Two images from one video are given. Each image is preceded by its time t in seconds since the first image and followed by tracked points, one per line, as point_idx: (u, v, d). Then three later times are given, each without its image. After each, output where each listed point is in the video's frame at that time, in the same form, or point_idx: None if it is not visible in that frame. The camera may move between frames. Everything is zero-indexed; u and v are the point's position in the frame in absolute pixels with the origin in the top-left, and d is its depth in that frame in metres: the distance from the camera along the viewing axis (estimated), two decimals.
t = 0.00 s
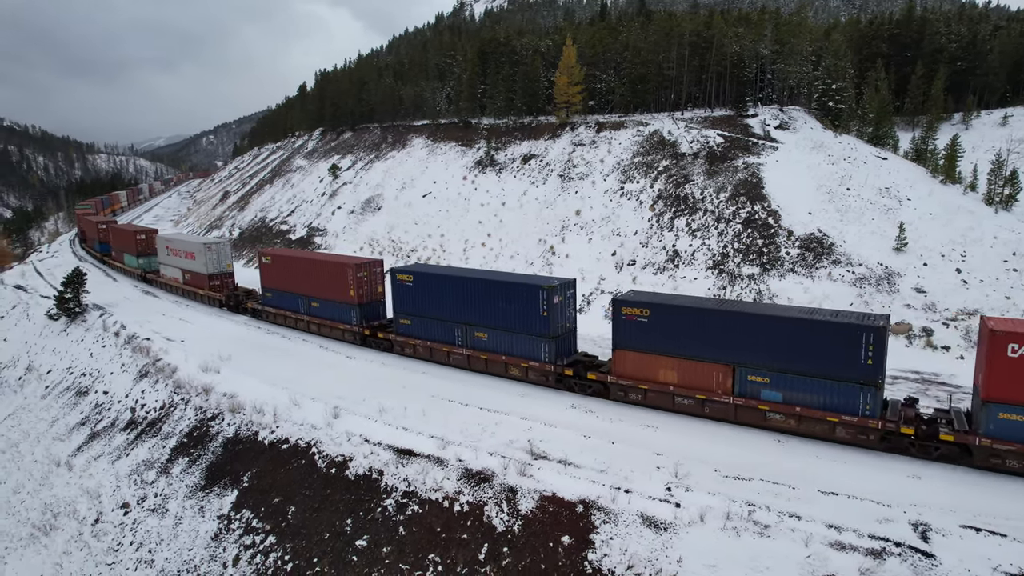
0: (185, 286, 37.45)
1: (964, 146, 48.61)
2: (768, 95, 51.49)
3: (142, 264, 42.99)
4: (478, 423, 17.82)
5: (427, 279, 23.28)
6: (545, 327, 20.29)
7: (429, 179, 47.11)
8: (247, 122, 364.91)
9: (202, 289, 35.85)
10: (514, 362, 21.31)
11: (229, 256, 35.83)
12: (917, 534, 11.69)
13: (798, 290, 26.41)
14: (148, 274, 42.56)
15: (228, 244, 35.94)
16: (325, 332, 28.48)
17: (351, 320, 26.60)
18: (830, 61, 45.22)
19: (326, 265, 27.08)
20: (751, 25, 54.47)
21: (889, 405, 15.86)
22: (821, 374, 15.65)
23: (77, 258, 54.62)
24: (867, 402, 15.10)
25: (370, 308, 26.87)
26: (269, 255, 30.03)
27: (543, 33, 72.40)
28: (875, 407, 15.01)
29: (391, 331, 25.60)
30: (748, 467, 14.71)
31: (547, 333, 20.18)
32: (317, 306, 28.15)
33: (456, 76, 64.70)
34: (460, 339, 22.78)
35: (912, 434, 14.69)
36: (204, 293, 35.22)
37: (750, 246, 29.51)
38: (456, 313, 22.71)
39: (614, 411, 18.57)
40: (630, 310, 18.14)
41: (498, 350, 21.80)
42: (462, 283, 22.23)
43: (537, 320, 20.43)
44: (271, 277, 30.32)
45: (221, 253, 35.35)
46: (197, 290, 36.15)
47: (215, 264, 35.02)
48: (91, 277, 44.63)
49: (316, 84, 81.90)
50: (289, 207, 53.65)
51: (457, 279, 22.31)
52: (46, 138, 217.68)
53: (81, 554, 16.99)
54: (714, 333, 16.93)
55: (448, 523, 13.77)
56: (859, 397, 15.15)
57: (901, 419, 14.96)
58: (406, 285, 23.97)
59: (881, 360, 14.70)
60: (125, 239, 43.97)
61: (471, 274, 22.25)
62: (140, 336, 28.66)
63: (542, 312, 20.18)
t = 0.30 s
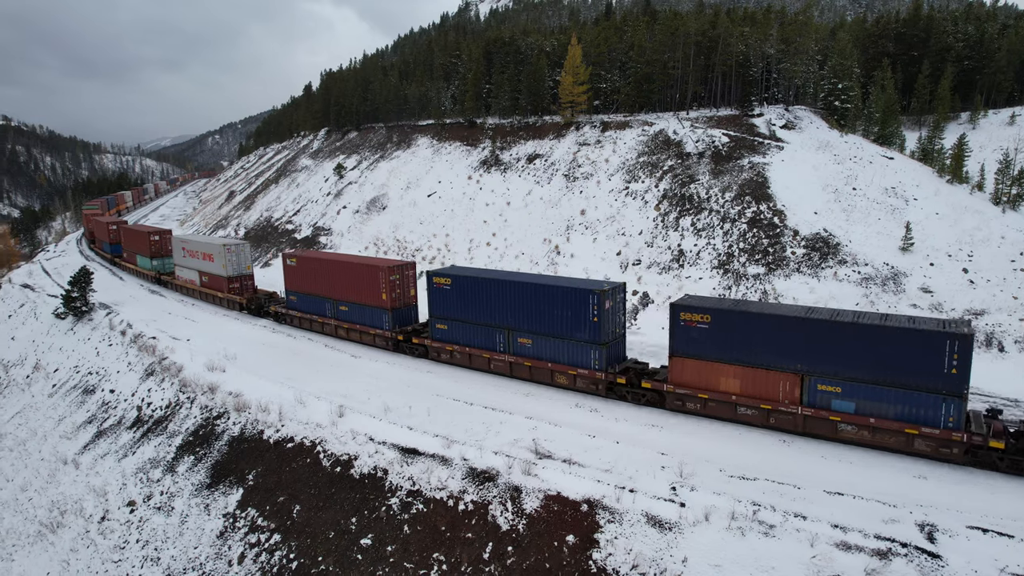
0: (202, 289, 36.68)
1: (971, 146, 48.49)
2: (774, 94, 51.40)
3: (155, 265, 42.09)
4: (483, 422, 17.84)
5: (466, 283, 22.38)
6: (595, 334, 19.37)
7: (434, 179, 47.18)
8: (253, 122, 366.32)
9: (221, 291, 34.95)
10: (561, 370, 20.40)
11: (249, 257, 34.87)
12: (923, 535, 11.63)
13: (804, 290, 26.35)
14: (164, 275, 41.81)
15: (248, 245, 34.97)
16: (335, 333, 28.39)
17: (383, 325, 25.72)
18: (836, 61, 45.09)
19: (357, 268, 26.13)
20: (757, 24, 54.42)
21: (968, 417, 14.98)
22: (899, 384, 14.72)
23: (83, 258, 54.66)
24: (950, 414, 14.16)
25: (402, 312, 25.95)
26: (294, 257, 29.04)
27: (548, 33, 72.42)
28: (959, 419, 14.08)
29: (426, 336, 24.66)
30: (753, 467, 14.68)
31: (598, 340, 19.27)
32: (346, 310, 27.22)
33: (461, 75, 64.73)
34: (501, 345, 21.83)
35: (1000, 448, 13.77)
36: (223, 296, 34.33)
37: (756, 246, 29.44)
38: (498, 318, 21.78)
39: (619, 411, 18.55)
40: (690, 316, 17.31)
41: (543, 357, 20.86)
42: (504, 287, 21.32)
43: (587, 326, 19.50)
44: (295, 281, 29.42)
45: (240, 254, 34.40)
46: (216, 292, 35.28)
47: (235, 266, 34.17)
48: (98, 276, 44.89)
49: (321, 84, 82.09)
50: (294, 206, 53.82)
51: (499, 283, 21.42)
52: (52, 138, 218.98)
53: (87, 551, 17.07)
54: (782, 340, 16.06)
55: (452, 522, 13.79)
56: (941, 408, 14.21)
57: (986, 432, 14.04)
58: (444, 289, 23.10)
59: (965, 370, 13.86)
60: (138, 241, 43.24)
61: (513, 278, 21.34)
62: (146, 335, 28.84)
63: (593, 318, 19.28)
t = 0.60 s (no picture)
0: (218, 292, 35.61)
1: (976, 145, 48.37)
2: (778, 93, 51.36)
3: (167, 267, 41.01)
4: (486, 421, 17.83)
5: (507, 286, 21.34)
6: (648, 341, 18.24)
7: (437, 178, 47.23)
8: (257, 123, 366.99)
9: (238, 294, 33.95)
10: (610, 378, 19.27)
11: (268, 259, 33.83)
12: (928, 535, 11.57)
13: (807, 290, 26.30)
14: (177, 278, 40.71)
15: (267, 247, 33.95)
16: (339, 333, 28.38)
17: (415, 329, 24.62)
18: (840, 60, 44.96)
19: (388, 270, 25.06)
20: (761, 24, 54.36)
21: None
22: (985, 395, 13.80)
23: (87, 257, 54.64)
24: None
25: (435, 316, 24.81)
26: (319, 260, 27.98)
27: (550, 32, 72.40)
28: None
29: (462, 342, 23.59)
30: (757, 467, 14.64)
31: (652, 347, 18.12)
32: (375, 315, 26.13)
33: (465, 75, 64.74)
34: (545, 351, 20.74)
35: None
36: (240, 299, 33.33)
37: (759, 245, 29.37)
38: (541, 323, 20.71)
39: (623, 410, 18.51)
40: (753, 322, 16.26)
41: (590, 365, 19.73)
42: (548, 291, 20.25)
43: (640, 332, 18.37)
44: (320, 284, 28.41)
45: (260, 256, 33.38)
46: (233, 295, 34.29)
47: (254, 268, 33.11)
48: (102, 276, 45.06)
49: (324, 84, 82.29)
50: (298, 206, 53.90)
51: (543, 286, 20.36)
52: (57, 138, 219.74)
53: (92, 549, 17.14)
54: (860, 348, 14.99)
55: (455, 521, 13.79)
56: None
57: None
58: (483, 292, 22.11)
59: None
60: (150, 243, 42.22)
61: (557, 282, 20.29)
62: (151, 334, 28.97)
63: (646, 324, 18.13)
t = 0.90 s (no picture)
0: (233, 296, 34.36)
1: (977, 144, 48.38)
2: (780, 93, 51.67)
3: (178, 269, 40.01)
4: (487, 421, 17.83)
5: (551, 290, 20.31)
6: (705, 348, 17.32)
7: (439, 178, 47.22)
8: (259, 123, 367.47)
9: (255, 297, 32.69)
10: (662, 387, 18.29)
11: (286, 262, 32.63)
12: (929, 535, 11.56)
13: (809, 289, 26.27)
14: (187, 280, 39.65)
15: (285, 250, 32.77)
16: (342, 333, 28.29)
17: (448, 335, 23.63)
18: (841, 60, 44.91)
19: (420, 274, 24.05)
20: (762, 23, 54.36)
21: None
22: None
23: (88, 257, 54.67)
24: None
25: (470, 322, 23.83)
26: (344, 262, 26.89)
27: (551, 32, 72.40)
28: None
29: (499, 348, 22.51)
30: (758, 466, 14.63)
31: (709, 354, 17.20)
32: (405, 320, 25.07)
33: (466, 75, 64.75)
34: (592, 359, 19.71)
35: None
36: (257, 303, 32.04)
37: (760, 245, 29.35)
38: (588, 330, 19.69)
39: (624, 410, 18.52)
40: (821, 329, 15.41)
41: (641, 373, 18.76)
42: (594, 296, 19.30)
43: (696, 339, 17.49)
44: (344, 288, 27.34)
45: (278, 259, 32.20)
46: (249, 298, 33.04)
47: (272, 271, 31.88)
48: (104, 276, 45.08)
49: (326, 84, 82.40)
50: (299, 206, 53.96)
51: (591, 291, 19.38)
52: (58, 138, 219.97)
53: (94, 548, 17.16)
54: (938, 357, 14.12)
55: (456, 521, 13.79)
56: None
57: None
58: (523, 296, 21.07)
59: None
60: (159, 244, 41.32)
61: (603, 286, 19.34)
62: (152, 333, 29.03)
63: (703, 331, 17.25)
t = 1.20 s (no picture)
0: (248, 300, 33.39)
1: (978, 144, 48.40)
2: (780, 92, 51.88)
3: (187, 272, 39.12)
4: (487, 421, 17.82)
5: (597, 295, 19.29)
6: (766, 357, 16.36)
7: (439, 178, 47.20)
8: (258, 123, 367.31)
9: (271, 301, 31.70)
10: (719, 397, 17.30)
11: (305, 265, 31.64)
12: (930, 534, 11.56)
13: (809, 289, 26.25)
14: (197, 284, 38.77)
15: (304, 251, 31.79)
16: (344, 333, 28.29)
17: (483, 341, 22.60)
18: (841, 60, 44.88)
19: (451, 277, 23.01)
20: (762, 23, 54.39)
21: None
22: None
23: (88, 257, 54.61)
24: None
25: (505, 327, 22.76)
26: (370, 265, 25.87)
27: (551, 32, 72.36)
28: None
29: (538, 354, 21.45)
30: (759, 465, 14.63)
31: (771, 363, 16.23)
32: (435, 325, 24.00)
33: (466, 74, 64.74)
34: (640, 367, 18.70)
35: None
36: (275, 307, 31.04)
37: (761, 245, 29.34)
38: (636, 336, 18.69)
39: (625, 409, 18.51)
40: (893, 336, 14.53)
41: (695, 382, 17.76)
42: (645, 301, 18.26)
43: (757, 346, 16.50)
44: (370, 291, 26.31)
45: (296, 261, 31.18)
46: (265, 302, 32.05)
47: (290, 274, 30.93)
48: (104, 276, 45.05)
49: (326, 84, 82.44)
50: (299, 206, 53.96)
51: (640, 296, 18.34)
52: (58, 138, 219.86)
53: (94, 548, 17.16)
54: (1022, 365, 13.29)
55: (456, 521, 13.78)
56: None
57: None
58: (565, 301, 20.04)
59: None
60: (167, 246, 40.52)
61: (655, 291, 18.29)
62: (153, 333, 29.04)
63: (765, 338, 16.29)
